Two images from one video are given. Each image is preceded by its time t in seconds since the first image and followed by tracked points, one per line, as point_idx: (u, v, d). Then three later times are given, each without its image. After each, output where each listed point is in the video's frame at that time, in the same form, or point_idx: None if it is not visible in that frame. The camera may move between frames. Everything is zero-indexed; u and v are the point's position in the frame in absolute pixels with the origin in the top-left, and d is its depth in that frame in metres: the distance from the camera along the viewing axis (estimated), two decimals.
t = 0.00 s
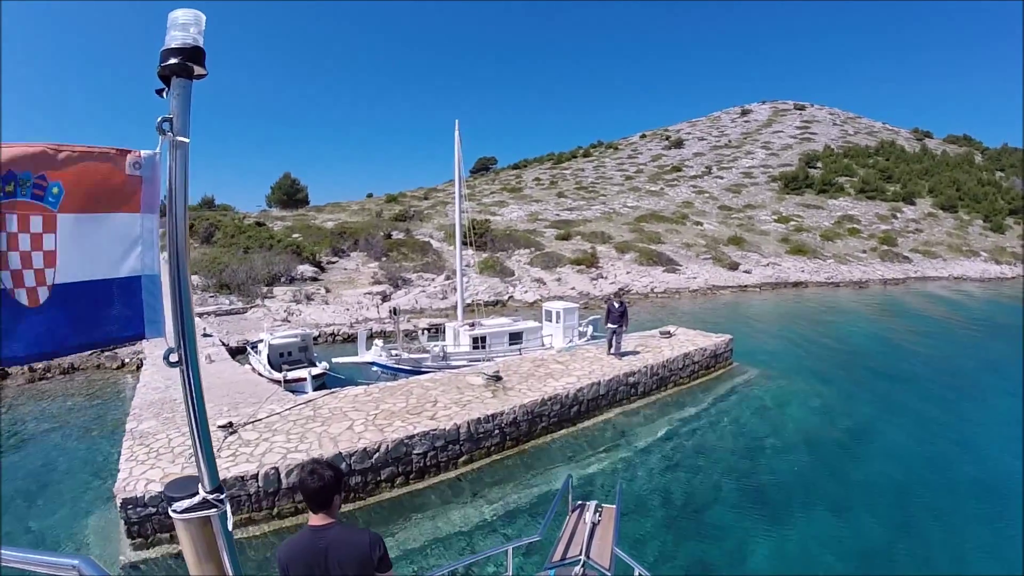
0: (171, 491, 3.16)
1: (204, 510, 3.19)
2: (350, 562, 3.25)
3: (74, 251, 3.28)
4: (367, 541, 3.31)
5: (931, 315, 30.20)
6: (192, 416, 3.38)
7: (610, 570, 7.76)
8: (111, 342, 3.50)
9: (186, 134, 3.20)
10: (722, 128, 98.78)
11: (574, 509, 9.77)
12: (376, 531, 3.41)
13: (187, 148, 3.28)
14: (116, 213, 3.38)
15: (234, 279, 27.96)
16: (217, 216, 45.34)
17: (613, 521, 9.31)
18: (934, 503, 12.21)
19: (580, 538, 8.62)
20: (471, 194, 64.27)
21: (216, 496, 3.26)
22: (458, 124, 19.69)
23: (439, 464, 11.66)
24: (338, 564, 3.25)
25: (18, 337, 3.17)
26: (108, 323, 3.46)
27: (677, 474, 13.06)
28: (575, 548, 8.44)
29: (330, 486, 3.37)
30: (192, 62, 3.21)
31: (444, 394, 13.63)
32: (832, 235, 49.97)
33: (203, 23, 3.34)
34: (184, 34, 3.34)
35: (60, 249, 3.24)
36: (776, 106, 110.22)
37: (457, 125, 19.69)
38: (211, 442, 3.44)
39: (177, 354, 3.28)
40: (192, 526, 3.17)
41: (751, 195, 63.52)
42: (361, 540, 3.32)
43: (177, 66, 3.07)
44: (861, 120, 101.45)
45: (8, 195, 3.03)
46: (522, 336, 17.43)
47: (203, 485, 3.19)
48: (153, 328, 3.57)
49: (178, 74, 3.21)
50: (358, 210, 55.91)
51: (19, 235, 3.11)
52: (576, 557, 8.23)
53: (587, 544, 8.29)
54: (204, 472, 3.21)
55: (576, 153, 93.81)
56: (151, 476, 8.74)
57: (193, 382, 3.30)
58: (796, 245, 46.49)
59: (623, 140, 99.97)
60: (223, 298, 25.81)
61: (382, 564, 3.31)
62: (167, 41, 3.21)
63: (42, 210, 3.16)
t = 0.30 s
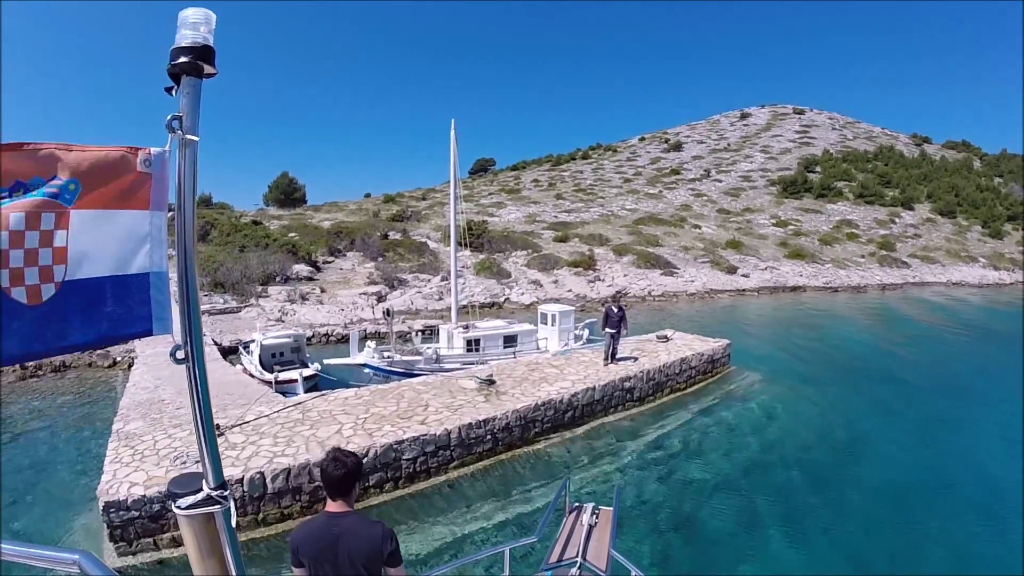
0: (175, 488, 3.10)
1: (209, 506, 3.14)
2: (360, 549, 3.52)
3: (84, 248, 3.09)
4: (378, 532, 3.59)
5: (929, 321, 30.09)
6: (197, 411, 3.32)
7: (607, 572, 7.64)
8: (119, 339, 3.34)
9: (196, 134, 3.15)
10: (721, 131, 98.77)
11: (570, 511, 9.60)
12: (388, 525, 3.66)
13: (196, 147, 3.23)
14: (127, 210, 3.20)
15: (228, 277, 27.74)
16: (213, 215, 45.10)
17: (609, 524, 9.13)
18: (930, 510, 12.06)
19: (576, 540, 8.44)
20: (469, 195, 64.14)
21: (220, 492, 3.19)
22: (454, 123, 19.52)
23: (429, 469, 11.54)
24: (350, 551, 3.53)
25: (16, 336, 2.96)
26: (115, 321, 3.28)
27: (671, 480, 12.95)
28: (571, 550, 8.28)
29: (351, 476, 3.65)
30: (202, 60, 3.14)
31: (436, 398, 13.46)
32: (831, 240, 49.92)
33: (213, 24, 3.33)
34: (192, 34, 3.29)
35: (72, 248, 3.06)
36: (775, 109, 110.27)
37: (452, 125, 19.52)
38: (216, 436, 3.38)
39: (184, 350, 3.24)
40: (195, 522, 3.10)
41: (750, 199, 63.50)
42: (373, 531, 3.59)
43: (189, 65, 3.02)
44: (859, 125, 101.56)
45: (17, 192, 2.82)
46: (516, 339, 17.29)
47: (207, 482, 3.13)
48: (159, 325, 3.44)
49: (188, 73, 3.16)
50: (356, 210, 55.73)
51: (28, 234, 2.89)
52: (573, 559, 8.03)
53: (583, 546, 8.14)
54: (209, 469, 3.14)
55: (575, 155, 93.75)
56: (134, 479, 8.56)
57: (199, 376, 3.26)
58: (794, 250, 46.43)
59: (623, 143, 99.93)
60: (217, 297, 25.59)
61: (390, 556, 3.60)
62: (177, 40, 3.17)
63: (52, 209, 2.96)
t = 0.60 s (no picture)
0: (181, 488, 3.08)
1: (215, 507, 3.12)
2: (359, 547, 3.55)
3: (87, 252, 3.41)
4: (377, 531, 3.59)
5: (932, 321, 29.86)
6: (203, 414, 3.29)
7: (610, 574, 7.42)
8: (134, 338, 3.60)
9: (203, 139, 3.24)
10: (722, 133, 98.57)
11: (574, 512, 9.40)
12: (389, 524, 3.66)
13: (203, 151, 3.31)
14: (131, 214, 3.46)
15: (227, 280, 27.62)
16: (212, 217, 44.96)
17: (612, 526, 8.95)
18: (941, 514, 11.76)
19: (579, 543, 8.28)
20: (470, 198, 63.99)
21: (225, 494, 3.19)
22: (451, 123, 19.37)
23: (425, 476, 11.40)
24: (349, 548, 3.57)
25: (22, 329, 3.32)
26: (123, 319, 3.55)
27: (675, 487, 12.59)
28: (573, 553, 8.08)
29: (354, 473, 3.69)
30: (209, 66, 3.23)
31: (433, 402, 13.28)
32: (833, 240, 49.66)
33: (221, 30, 3.39)
34: (200, 38, 3.35)
35: (75, 251, 3.39)
36: (776, 110, 110.07)
37: (450, 125, 19.36)
38: (222, 438, 3.38)
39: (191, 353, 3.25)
40: (202, 523, 3.08)
41: (751, 200, 63.25)
42: (373, 529, 3.61)
43: (196, 71, 3.11)
44: (861, 126, 101.23)
45: (23, 202, 3.23)
46: (515, 342, 17.11)
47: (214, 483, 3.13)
48: (167, 325, 3.63)
49: (195, 78, 3.24)
50: (356, 212, 55.56)
51: (35, 238, 3.31)
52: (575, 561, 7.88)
53: (585, 549, 7.92)
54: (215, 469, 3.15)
55: (576, 157, 93.56)
56: (124, 486, 8.43)
57: (205, 380, 3.26)
58: (797, 250, 46.20)
59: (624, 144, 99.75)
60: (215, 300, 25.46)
61: (390, 555, 3.59)
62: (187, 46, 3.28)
63: (55, 214, 3.31)
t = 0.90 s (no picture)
0: (182, 484, 3.04)
1: (215, 505, 3.07)
2: (354, 533, 3.63)
3: (87, 247, 3.26)
4: (370, 518, 3.64)
5: (934, 314, 29.59)
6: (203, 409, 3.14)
7: (614, 569, 7.32)
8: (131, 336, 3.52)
9: (201, 134, 3.12)
10: (722, 126, 98.17)
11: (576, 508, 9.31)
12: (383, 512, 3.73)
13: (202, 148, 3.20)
14: (131, 211, 3.35)
15: (223, 278, 27.46)
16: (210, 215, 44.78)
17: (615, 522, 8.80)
18: (944, 512, 11.49)
19: (582, 538, 8.21)
20: (469, 193, 63.76)
21: (227, 490, 3.13)
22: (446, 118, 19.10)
23: (421, 477, 11.26)
24: (345, 535, 3.64)
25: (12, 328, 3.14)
26: (117, 317, 3.42)
27: (678, 487, 12.25)
28: (577, 548, 8.02)
29: (342, 463, 3.72)
30: (208, 62, 3.09)
31: (429, 401, 13.11)
32: (834, 233, 49.38)
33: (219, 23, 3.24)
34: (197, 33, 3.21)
35: (72, 245, 3.23)
36: (775, 103, 109.63)
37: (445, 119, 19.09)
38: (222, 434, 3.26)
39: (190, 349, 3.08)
40: (202, 520, 3.05)
41: (751, 193, 62.94)
42: (367, 516, 3.66)
43: (194, 66, 3.02)
44: (861, 118, 100.80)
45: (22, 191, 3.02)
46: (513, 338, 16.97)
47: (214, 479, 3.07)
48: (165, 323, 3.56)
49: (193, 73, 3.11)
50: (355, 208, 55.35)
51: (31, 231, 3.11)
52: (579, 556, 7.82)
53: (589, 544, 7.87)
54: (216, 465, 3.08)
55: (575, 151, 93.17)
56: (114, 490, 8.34)
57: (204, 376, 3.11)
58: (797, 243, 46.00)
59: (623, 139, 99.36)
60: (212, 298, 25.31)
61: (383, 541, 3.62)
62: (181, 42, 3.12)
63: (55, 207, 3.14)
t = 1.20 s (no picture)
0: (183, 479, 2.85)
1: (217, 501, 2.89)
2: (352, 520, 3.59)
3: (88, 243, 3.21)
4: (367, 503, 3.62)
5: (942, 307, 29.21)
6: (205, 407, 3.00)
7: (622, 563, 7.18)
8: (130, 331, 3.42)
9: (200, 125, 2.99)
10: (726, 118, 97.45)
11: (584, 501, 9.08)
12: (379, 498, 3.69)
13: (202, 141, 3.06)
14: (129, 204, 3.26)
15: (225, 275, 27.36)
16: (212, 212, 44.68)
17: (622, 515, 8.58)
18: (951, 510, 11.19)
19: (589, 530, 8.03)
20: (472, 187, 63.43)
21: (229, 486, 2.97)
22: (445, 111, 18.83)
23: (420, 478, 11.10)
24: (342, 523, 3.61)
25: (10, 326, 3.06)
26: (119, 310, 3.35)
27: (682, 487, 11.92)
28: (584, 542, 7.84)
29: (338, 451, 3.67)
30: (207, 51, 2.99)
31: (428, 399, 12.93)
32: (840, 226, 48.93)
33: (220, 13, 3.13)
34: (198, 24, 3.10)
35: (73, 240, 3.17)
36: (779, 95, 108.82)
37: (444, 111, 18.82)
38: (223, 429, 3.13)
39: (191, 344, 2.98)
40: (205, 516, 2.87)
41: (756, 186, 62.44)
42: (363, 501, 3.64)
43: (194, 56, 2.91)
44: (866, 110, 99.88)
45: (16, 192, 2.97)
46: (516, 333, 16.75)
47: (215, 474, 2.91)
48: (166, 317, 3.44)
49: (192, 64, 2.99)
50: (358, 203, 55.15)
51: (28, 226, 3.07)
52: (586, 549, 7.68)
53: (596, 537, 7.69)
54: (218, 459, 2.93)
55: (579, 144, 92.67)
56: (107, 493, 8.24)
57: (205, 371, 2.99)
58: (803, 236, 45.59)
59: (627, 132, 98.75)
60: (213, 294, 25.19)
61: (381, 527, 3.59)
62: (180, 32, 3.00)
63: (56, 204, 3.10)
